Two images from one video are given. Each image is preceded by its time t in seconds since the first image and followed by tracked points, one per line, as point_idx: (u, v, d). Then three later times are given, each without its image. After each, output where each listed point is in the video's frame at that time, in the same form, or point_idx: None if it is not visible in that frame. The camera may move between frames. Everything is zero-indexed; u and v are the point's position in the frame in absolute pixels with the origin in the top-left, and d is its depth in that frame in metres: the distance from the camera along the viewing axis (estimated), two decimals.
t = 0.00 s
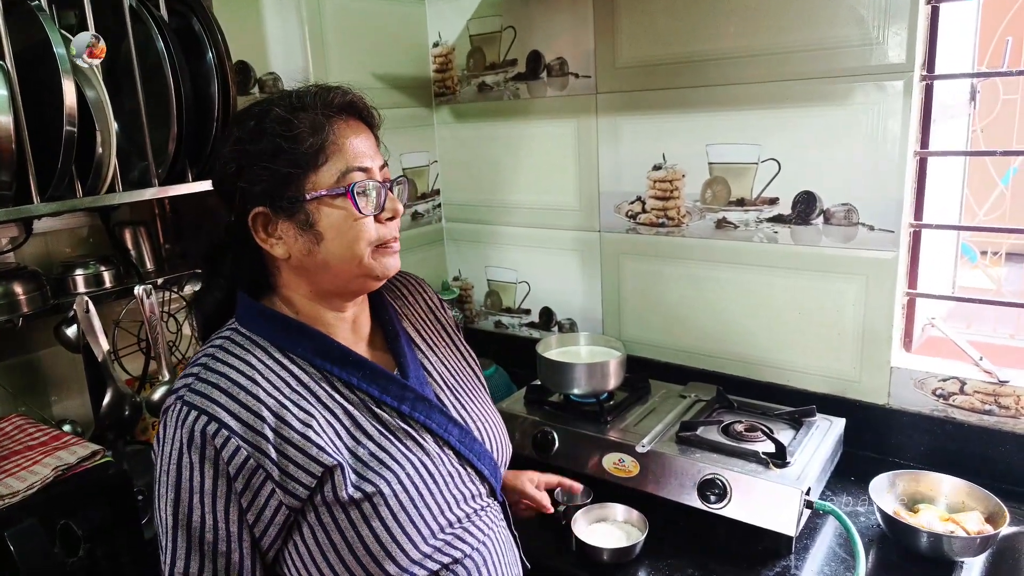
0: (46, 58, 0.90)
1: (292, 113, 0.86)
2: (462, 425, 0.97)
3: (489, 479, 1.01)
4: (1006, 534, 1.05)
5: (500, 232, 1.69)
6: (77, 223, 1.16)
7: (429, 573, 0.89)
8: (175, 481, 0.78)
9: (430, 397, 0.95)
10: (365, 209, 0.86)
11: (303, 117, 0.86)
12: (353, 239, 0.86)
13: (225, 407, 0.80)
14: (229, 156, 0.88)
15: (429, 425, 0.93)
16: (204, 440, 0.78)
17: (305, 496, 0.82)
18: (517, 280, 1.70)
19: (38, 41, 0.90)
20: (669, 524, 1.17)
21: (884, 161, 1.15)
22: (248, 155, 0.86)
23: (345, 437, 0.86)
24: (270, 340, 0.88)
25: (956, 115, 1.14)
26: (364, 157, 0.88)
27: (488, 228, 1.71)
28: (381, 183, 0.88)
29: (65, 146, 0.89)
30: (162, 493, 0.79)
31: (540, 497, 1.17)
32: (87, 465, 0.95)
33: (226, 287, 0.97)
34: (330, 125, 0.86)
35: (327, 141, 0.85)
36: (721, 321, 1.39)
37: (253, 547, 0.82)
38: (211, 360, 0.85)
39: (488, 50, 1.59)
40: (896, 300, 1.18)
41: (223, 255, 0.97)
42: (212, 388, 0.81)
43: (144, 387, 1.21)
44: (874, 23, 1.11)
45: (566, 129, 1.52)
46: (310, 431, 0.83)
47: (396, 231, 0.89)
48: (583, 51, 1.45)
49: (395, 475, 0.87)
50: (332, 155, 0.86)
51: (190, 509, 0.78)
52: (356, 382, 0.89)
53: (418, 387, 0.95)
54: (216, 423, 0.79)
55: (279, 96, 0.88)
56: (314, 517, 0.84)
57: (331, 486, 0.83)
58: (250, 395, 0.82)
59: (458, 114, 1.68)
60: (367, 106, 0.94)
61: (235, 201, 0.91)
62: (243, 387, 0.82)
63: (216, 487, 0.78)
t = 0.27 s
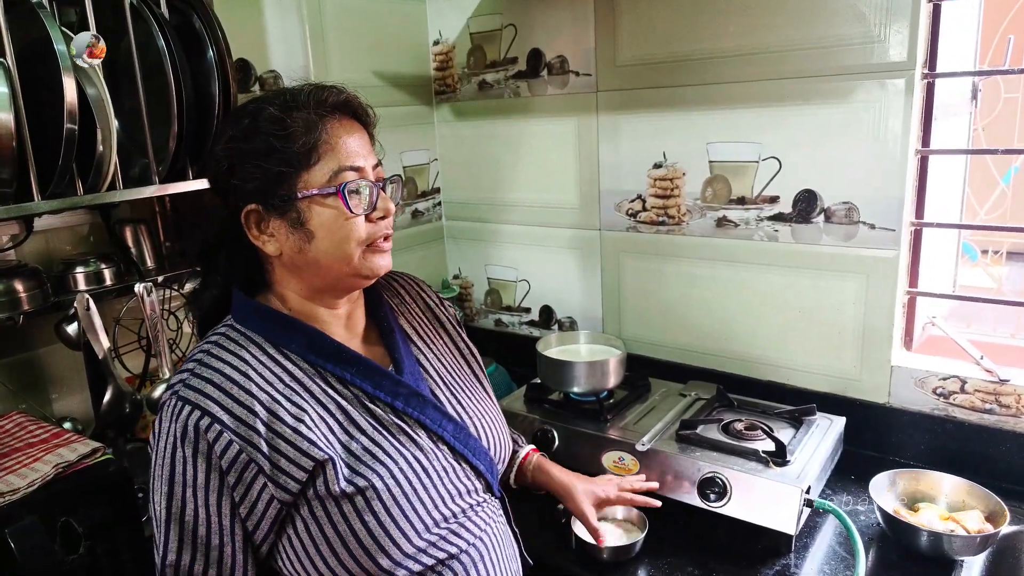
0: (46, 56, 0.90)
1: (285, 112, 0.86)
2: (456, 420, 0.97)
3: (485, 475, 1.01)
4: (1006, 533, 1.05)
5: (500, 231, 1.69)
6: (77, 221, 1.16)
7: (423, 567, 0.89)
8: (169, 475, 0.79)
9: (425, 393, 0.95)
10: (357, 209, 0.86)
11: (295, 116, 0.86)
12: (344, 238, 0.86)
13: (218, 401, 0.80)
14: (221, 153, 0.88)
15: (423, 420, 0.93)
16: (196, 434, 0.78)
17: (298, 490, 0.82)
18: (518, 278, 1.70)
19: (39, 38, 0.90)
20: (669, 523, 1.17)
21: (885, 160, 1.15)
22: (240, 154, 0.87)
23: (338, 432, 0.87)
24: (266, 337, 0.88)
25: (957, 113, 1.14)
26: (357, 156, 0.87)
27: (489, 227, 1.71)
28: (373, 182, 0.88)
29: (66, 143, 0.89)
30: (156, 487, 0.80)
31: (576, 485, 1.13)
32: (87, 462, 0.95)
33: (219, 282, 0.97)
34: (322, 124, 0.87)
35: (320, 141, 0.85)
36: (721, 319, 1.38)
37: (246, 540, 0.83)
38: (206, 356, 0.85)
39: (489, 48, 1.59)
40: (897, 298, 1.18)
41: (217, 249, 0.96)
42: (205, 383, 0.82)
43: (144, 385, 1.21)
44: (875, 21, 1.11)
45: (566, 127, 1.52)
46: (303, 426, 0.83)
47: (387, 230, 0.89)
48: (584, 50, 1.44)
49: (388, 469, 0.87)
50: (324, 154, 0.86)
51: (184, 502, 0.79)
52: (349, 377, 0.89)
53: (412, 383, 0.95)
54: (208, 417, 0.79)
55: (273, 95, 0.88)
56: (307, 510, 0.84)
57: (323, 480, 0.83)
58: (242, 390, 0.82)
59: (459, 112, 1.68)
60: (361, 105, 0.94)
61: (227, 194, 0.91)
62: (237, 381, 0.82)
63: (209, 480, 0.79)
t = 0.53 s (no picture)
0: (49, 59, 0.90)
1: (291, 113, 0.86)
2: (461, 431, 0.96)
3: (488, 486, 0.99)
4: (1007, 536, 1.05)
5: (501, 233, 1.69)
6: (79, 223, 1.16)
7: None
8: (167, 475, 0.81)
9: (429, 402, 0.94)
10: (363, 210, 0.86)
11: (301, 117, 0.86)
12: (349, 239, 0.86)
13: (218, 405, 0.82)
14: (228, 154, 0.89)
15: (425, 430, 0.92)
16: (194, 437, 0.80)
17: (293, 496, 0.83)
18: (518, 281, 1.70)
19: (42, 41, 0.91)
20: (670, 525, 1.17)
21: (885, 162, 1.15)
22: (246, 155, 0.87)
23: (338, 440, 0.87)
24: (273, 340, 0.88)
25: (957, 116, 1.14)
26: (363, 157, 0.87)
27: (489, 229, 1.71)
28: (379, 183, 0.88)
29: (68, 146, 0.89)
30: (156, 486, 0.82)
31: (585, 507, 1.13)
32: (88, 465, 0.95)
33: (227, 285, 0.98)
34: (328, 126, 0.87)
35: (326, 141, 0.86)
36: (722, 322, 1.38)
37: (241, 543, 0.84)
38: (211, 358, 0.86)
39: (490, 51, 1.59)
40: (897, 301, 1.18)
41: (226, 251, 0.97)
42: (207, 386, 0.83)
43: (145, 388, 1.21)
44: (875, 24, 1.11)
45: (567, 129, 1.52)
46: (301, 433, 0.83)
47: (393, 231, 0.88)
48: (584, 53, 1.45)
49: (385, 480, 0.86)
50: (330, 155, 0.86)
51: (179, 503, 0.80)
52: (353, 385, 0.89)
53: (416, 391, 0.94)
54: (207, 420, 0.81)
55: (280, 97, 0.89)
56: (302, 517, 0.84)
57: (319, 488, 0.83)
58: (243, 395, 0.83)
59: (460, 115, 1.68)
60: (369, 106, 0.94)
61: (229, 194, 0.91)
62: (238, 386, 0.83)
63: (204, 483, 0.80)
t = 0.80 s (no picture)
0: (56, 66, 0.91)
1: (318, 118, 0.87)
2: (477, 443, 0.97)
3: (502, 499, 1.00)
4: (1013, 543, 1.05)
5: (505, 239, 1.69)
6: (86, 229, 1.17)
7: None
8: (187, 484, 0.80)
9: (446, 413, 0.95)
10: (387, 216, 0.86)
11: (328, 122, 0.87)
12: (373, 245, 0.86)
13: (239, 414, 0.82)
14: (253, 156, 0.89)
15: (443, 441, 0.93)
16: (216, 446, 0.80)
17: (313, 507, 0.83)
18: (522, 286, 1.70)
19: (50, 49, 0.92)
20: (673, 531, 1.16)
21: (888, 168, 1.15)
22: (272, 158, 0.87)
23: (357, 450, 0.87)
24: (291, 349, 0.89)
25: (960, 122, 1.14)
26: (389, 163, 0.88)
27: (493, 235, 1.71)
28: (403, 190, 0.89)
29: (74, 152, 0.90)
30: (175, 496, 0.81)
31: (587, 518, 1.12)
32: (93, 470, 0.96)
33: (241, 291, 0.99)
34: (355, 131, 0.87)
35: (352, 146, 0.86)
36: (725, 327, 1.38)
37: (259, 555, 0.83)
38: (230, 366, 0.87)
39: (493, 57, 1.60)
40: (901, 307, 1.18)
41: (245, 256, 0.97)
42: (228, 394, 0.83)
43: (151, 393, 1.22)
44: (877, 30, 1.12)
45: (570, 135, 1.52)
46: (322, 442, 0.84)
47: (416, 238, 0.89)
48: (588, 59, 1.45)
49: (404, 492, 0.87)
50: (356, 160, 0.86)
51: (199, 513, 0.80)
52: (371, 395, 0.90)
53: (434, 402, 0.95)
54: (229, 429, 0.81)
55: (305, 101, 0.90)
56: (321, 529, 0.84)
57: (339, 500, 0.83)
58: (264, 405, 0.83)
59: (464, 121, 1.69)
60: (393, 113, 0.95)
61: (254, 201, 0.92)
62: (258, 394, 0.84)
63: (225, 493, 0.79)
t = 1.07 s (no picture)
0: (56, 61, 0.90)
1: (330, 116, 0.87)
2: (485, 442, 0.97)
3: (508, 497, 1.00)
4: (1010, 542, 1.05)
5: (505, 237, 1.69)
6: (84, 225, 1.16)
7: None
8: (199, 485, 0.79)
9: (455, 412, 0.95)
10: (399, 217, 0.86)
11: (340, 121, 0.86)
12: (384, 246, 0.86)
13: (251, 414, 0.81)
14: (263, 153, 0.88)
15: (452, 440, 0.93)
16: (228, 447, 0.79)
17: (327, 507, 0.83)
18: (521, 285, 1.70)
19: (49, 44, 0.91)
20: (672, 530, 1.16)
21: (888, 168, 1.15)
22: (282, 155, 0.87)
23: (368, 450, 0.87)
24: (299, 348, 0.89)
25: (960, 123, 1.14)
26: (401, 163, 0.88)
27: (493, 233, 1.71)
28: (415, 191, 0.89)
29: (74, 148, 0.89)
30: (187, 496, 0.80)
31: (585, 513, 1.13)
32: (92, 466, 0.95)
33: (246, 288, 0.99)
34: (368, 130, 0.87)
35: (365, 145, 0.86)
36: (725, 327, 1.39)
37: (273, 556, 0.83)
38: (238, 365, 0.86)
39: (494, 56, 1.59)
40: (900, 307, 1.18)
41: (252, 252, 0.97)
42: (238, 394, 0.82)
43: (150, 390, 1.22)
44: (879, 30, 1.12)
45: (571, 134, 1.52)
46: (334, 442, 0.84)
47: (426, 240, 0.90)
48: (589, 58, 1.45)
49: (416, 492, 0.87)
50: (368, 159, 0.86)
51: (213, 514, 0.79)
52: (381, 394, 0.90)
53: (443, 402, 0.95)
54: (241, 429, 0.80)
55: (317, 98, 0.89)
56: (335, 530, 0.84)
57: (352, 500, 0.83)
58: (276, 404, 0.83)
59: (464, 119, 1.69)
60: (404, 111, 0.94)
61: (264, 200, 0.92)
62: (269, 394, 0.83)
63: (238, 494, 0.79)
